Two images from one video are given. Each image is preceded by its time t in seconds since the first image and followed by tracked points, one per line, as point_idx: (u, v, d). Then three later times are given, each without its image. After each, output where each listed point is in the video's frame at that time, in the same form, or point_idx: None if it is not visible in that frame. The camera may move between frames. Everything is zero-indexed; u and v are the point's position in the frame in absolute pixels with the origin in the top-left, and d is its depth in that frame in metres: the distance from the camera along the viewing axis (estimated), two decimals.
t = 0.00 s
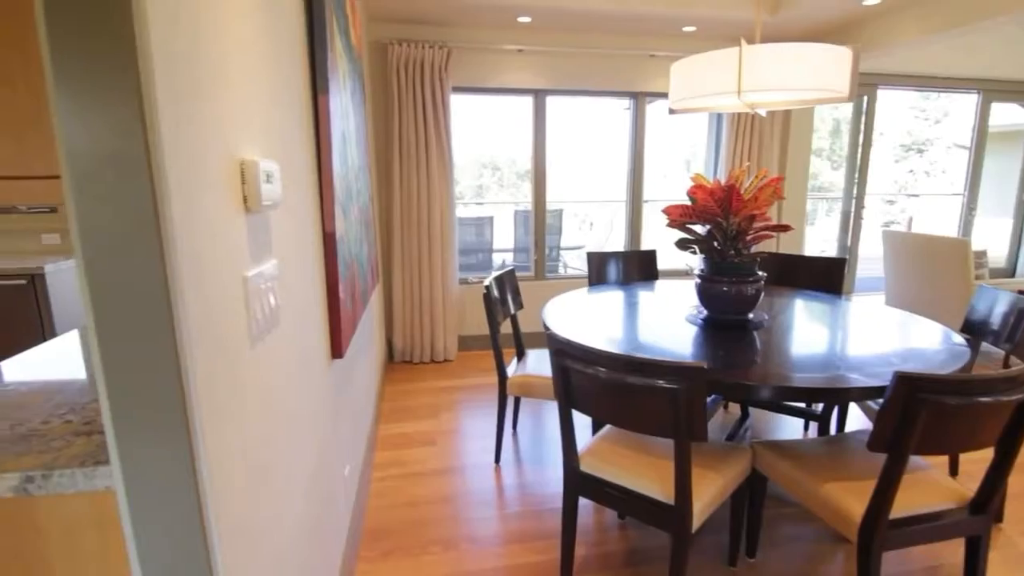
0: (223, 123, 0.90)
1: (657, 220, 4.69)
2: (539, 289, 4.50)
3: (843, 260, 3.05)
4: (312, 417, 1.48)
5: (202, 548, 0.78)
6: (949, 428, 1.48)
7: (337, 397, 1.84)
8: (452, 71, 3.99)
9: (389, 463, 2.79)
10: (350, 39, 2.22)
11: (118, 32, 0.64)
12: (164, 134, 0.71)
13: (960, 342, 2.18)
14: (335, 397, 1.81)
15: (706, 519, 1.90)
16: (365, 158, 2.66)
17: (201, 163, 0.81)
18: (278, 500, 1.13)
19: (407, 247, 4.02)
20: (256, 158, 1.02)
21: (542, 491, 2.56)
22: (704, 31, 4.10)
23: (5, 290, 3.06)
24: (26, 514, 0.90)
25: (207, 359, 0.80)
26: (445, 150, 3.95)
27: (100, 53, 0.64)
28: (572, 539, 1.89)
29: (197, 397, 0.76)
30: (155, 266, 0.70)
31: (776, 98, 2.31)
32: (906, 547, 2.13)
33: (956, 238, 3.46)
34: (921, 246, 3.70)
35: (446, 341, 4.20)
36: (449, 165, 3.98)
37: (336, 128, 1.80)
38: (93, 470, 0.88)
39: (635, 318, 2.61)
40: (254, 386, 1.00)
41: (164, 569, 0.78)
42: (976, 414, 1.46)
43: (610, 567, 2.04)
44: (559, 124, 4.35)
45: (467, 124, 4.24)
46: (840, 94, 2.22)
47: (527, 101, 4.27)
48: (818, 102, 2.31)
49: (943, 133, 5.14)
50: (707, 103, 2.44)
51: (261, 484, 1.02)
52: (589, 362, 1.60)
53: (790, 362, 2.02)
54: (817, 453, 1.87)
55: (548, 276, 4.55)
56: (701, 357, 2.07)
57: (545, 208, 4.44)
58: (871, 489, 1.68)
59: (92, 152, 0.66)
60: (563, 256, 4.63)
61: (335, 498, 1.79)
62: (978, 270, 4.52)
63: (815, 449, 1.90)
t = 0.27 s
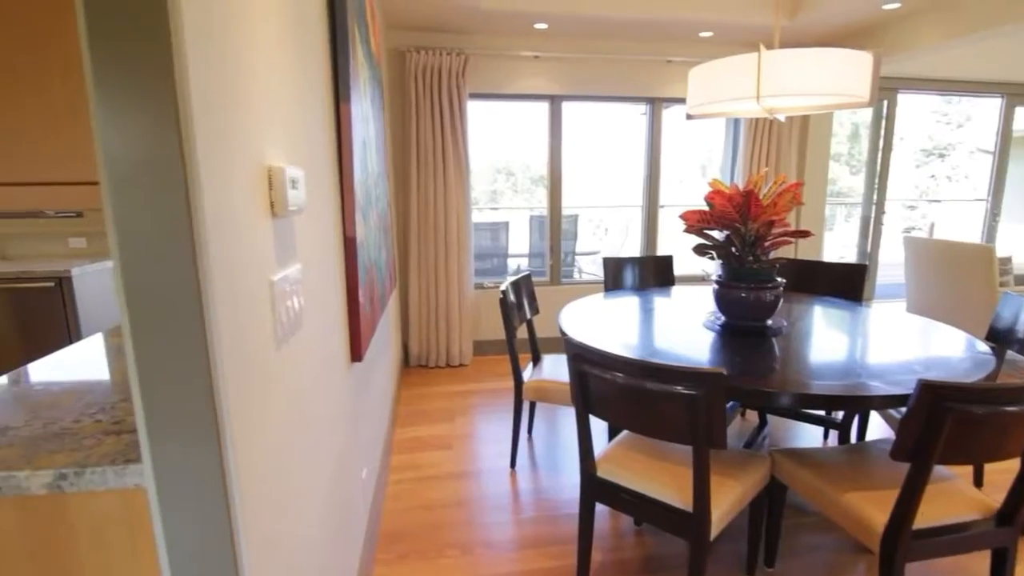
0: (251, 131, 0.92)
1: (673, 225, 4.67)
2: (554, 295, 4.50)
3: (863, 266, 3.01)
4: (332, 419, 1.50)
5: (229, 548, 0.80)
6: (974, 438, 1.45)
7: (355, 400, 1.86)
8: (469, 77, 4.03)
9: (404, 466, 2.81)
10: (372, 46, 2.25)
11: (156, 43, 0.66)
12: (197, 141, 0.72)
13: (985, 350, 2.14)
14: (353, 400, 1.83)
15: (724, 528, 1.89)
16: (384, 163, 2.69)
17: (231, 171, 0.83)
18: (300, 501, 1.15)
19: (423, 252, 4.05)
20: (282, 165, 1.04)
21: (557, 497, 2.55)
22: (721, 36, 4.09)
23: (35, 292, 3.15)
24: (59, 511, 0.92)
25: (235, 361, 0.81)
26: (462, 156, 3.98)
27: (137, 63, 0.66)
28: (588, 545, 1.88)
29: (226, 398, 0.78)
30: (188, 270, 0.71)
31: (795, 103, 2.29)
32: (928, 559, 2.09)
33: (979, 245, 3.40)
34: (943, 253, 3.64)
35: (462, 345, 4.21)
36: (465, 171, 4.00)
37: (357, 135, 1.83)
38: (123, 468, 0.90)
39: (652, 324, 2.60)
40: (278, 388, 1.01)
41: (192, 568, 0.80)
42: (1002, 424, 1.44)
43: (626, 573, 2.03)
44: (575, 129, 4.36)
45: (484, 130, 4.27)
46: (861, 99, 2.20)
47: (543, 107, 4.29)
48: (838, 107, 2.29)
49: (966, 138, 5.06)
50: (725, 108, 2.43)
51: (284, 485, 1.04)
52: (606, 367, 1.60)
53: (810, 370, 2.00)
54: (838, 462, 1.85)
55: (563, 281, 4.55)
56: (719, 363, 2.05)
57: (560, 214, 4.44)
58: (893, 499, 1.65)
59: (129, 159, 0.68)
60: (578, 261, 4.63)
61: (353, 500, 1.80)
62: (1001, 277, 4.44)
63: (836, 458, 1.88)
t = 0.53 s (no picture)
0: (281, 139, 0.95)
1: (691, 230, 4.65)
2: (571, 299, 4.50)
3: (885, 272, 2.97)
4: (354, 422, 1.51)
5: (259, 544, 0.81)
6: (1002, 447, 1.43)
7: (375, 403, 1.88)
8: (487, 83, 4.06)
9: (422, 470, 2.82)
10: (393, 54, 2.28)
11: (194, 51, 0.68)
12: (233, 147, 0.74)
13: (1012, 358, 2.10)
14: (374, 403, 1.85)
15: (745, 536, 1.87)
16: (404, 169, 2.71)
17: (263, 178, 0.85)
18: (324, 502, 1.16)
19: (441, 257, 4.08)
20: (309, 171, 1.06)
21: (574, 502, 2.55)
22: (741, 40, 4.07)
23: (64, 293, 3.24)
24: (92, 507, 0.95)
25: (265, 361, 0.83)
26: (480, 162, 4.00)
27: (176, 71, 0.68)
28: (607, 550, 1.88)
29: (256, 397, 0.79)
30: (222, 272, 0.73)
31: (818, 107, 2.27)
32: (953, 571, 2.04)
33: (1006, 251, 3.33)
34: (968, 259, 3.57)
35: (478, 349, 4.23)
36: (482, 176, 4.02)
37: (379, 141, 1.85)
38: (155, 466, 0.92)
39: (670, 329, 2.59)
40: (304, 389, 1.03)
41: (222, 563, 0.82)
42: None
43: None
44: (592, 134, 4.37)
45: (501, 136, 4.29)
46: (884, 104, 2.17)
47: (561, 112, 4.30)
48: (861, 111, 2.26)
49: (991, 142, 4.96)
50: (746, 113, 2.42)
51: (308, 485, 1.05)
52: (624, 372, 1.60)
53: (830, 376, 1.97)
54: (861, 471, 1.82)
55: (580, 286, 4.55)
56: (738, 369, 2.04)
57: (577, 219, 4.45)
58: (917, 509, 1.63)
59: (167, 164, 0.70)
60: (595, 266, 4.62)
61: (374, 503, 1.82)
62: None
63: (859, 467, 1.85)
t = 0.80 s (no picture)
0: (314, 146, 0.97)
1: (712, 235, 4.61)
2: (590, 304, 4.49)
3: (913, 279, 2.91)
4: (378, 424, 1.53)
5: (290, 540, 0.83)
6: None
7: (398, 405, 1.90)
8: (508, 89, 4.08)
9: (441, 473, 2.84)
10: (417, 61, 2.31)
11: (235, 58, 0.70)
12: (270, 155, 0.76)
13: None
14: (397, 406, 1.87)
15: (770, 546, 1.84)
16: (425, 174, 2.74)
17: (297, 184, 0.88)
18: (350, 503, 1.18)
19: (461, 261, 4.11)
20: (339, 177, 1.09)
21: (594, 508, 2.54)
22: (764, 44, 4.04)
23: (97, 296, 3.33)
24: (129, 504, 0.98)
25: (298, 360, 0.85)
26: (501, 167, 4.03)
27: (218, 77, 0.70)
28: (628, 557, 1.86)
29: (290, 399, 0.81)
30: (258, 273, 0.75)
31: (844, 111, 2.24)
32: None
33: None
34: (1001, 266, 3.48)
35: (498, 353, 4.24)
36: (503, 181, 4.05)
37: (404, 147, 1.88)
38: (190, 464, 0.95)
39: (691, 335, 2.57)
40: (333, 389, 1.05)
41: (255, 557, 0.84)
42: None
43: None
44: (612, 139, 4.36)
45: (521, 141, 4.31)
46: (913, 108, 2.14)
47: (581, 117, 4.30)
48: (889, 115, 2.23)
49: None
50: (770, 117, 2.40)
51: (336, 484, 1.07)
52: (647, 378, 1.59)
53: (857, 384, 1.94)
54: (889, 481, 1.79)
55: (600, 291, 4.54)
56: (762, 376, 2.02)
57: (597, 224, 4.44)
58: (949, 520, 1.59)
59: (207, 168, 0.72)
60: (614, 271, 4.61)
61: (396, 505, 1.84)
62: None
63: (887, 477, 1.81)
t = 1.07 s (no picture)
0: (340, 151, 0.99)
1: (730, 239, 4.57)
2: (607, 308, 4.48)
3: (938, 284, 2.86)
4: (398, 426, 1.55)
5: (315, 539, 0.84)
6: None
7: (416, 408, 1.92)
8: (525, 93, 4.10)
9: (458, 476, 2.85)
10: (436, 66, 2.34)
11: (268, 68, 0.72)
12: (301, 160, 0.78)
13: None
14: (416, 408, 1.89)
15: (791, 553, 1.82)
16: (444, 179, 2.76)
17: (325, 189, 0.89)
18: (371, 504, 1.19)
19: (478, 265, 4.13)
20: (364, 182, 1.10)
21: (610, 513, 2.53)
22: (784, 47, 4.00)
23: (122, 297, 3.40)
24: (159, 500, 1.00)
25: (324, 362, 0.87)
26: (518, 171, 4.04)
27: (251, 86, 0.72)
28: (646, 562, 1.85)
29: (317, 399, 0.83)
30: (287, 276, 0.77)
31: (866, 114, 2.22)
32: None
33: None
34: None
35: (514, 357, 4.24)
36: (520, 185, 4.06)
37: (424, 152, 1.90)
38: (218, 462, 0.97)
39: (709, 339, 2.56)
40: (357, 390, 1.06)
41: (282, 556, 0.85)
42: None
43: None
44: (629, 143, 4.36)
45: (538, 145, 4.33)
46: (937, 110, 2.11)
47: (598, 121, 4.30)
48: (913, 117, 2.20)
49: None
50: (791, 121, 2.39)
51: (359, 486, 1.08)
52: (665, 383, 1.59)
53: (880, 390, 1.91)
54: (913, 490, 1.76)
55: (616, 295, 4.52)
56: (782, 382, 2.00)
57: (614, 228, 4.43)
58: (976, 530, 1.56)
59: (240, 172, 0.74)
60: (631, 276, 4.59)
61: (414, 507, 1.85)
62: None
63: (911, 485, 1.78)
